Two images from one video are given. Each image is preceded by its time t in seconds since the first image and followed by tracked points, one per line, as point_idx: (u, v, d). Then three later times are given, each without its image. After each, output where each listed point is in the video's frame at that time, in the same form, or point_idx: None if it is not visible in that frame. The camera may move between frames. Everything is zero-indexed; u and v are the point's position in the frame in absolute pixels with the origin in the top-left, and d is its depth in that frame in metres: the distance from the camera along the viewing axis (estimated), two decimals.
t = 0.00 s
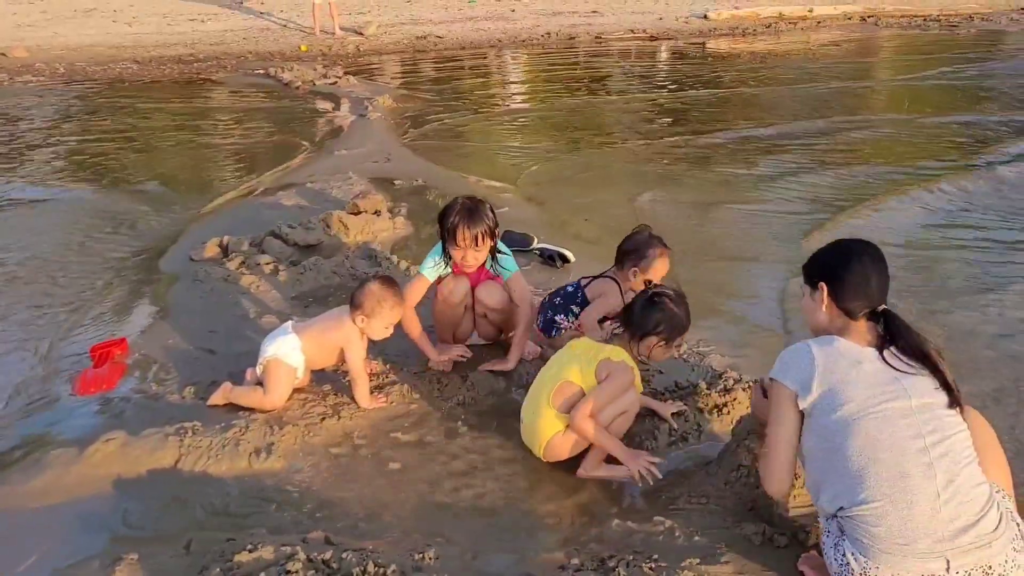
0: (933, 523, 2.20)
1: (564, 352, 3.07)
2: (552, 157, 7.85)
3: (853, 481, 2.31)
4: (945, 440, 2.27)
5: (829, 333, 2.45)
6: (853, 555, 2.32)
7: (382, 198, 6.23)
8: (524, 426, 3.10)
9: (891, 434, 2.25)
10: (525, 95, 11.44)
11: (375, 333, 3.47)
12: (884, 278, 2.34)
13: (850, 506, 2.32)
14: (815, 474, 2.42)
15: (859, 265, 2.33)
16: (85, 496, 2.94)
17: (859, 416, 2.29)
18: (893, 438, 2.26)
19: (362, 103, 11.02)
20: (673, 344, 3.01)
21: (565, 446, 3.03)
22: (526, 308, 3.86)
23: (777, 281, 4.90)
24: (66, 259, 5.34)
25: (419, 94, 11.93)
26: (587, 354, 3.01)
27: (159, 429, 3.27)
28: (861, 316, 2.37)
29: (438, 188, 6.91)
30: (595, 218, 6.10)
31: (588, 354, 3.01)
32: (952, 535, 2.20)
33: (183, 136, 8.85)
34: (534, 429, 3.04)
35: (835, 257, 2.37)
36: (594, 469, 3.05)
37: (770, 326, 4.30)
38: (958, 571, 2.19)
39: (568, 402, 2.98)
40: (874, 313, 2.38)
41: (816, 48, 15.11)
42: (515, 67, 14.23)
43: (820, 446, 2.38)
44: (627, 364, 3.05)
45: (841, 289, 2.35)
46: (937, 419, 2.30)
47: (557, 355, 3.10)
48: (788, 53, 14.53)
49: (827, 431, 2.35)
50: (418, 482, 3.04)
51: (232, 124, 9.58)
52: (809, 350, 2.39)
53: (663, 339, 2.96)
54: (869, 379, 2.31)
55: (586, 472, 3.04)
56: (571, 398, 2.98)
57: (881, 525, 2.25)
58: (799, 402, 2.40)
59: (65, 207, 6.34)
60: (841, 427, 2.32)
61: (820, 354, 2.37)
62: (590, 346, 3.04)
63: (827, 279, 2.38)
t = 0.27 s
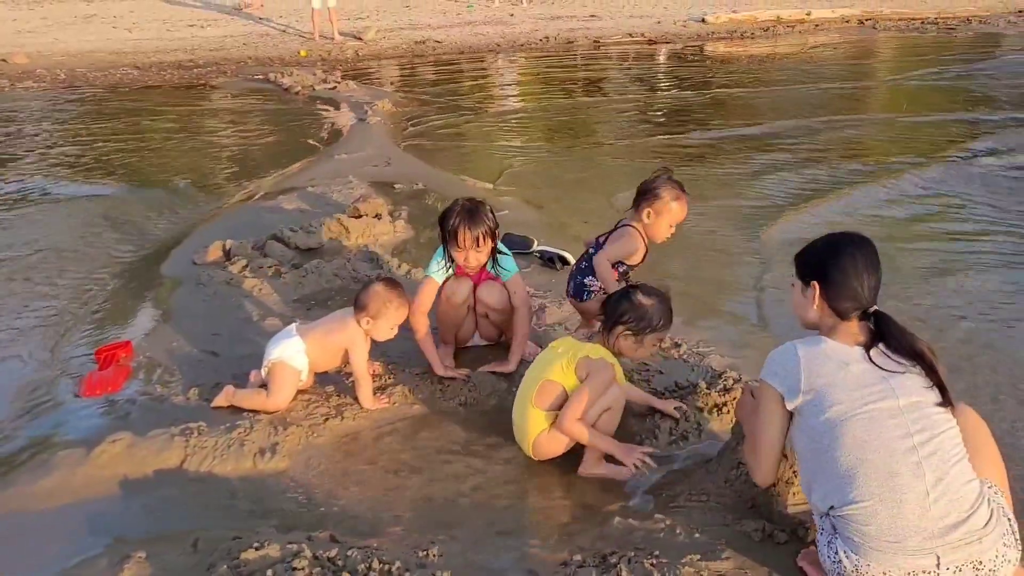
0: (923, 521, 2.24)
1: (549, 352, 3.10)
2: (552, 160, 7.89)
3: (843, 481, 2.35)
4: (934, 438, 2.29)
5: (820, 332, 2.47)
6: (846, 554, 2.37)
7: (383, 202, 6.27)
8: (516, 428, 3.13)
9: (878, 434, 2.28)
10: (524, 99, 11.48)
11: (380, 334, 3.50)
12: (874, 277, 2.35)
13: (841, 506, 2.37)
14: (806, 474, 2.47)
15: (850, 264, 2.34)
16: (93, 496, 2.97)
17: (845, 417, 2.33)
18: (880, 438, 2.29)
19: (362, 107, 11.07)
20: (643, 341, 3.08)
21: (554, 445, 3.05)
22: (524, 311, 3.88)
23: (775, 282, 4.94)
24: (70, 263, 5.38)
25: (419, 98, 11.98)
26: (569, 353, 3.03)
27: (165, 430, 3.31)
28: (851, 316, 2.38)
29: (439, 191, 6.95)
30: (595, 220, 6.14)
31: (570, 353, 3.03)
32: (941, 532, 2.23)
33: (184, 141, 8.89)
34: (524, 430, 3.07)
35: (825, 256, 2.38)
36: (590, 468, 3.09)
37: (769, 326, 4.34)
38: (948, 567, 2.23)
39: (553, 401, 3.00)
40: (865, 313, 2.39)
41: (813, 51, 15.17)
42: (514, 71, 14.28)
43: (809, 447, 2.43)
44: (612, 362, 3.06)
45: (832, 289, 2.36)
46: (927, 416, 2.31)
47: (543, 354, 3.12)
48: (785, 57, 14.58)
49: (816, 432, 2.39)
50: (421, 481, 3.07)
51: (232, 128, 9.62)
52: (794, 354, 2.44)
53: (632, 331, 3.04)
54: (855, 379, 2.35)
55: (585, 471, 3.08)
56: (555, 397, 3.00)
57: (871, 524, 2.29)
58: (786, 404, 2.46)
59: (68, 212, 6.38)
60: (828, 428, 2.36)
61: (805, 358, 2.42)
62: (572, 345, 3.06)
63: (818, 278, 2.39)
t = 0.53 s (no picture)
0: (922, 514, 2.26)
1: (552, 354, 3.11)
2: (550, 162, 7.92)
3: (842, 474, 2.37)
4: (934, 433, 2.32)
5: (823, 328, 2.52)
6: (846, 546, 2.39)
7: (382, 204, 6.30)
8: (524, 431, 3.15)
9: (878, 428, 2.31)
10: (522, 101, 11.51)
11: (383, 334, 3.52)
12: (874, 276, 2.38)
13: (840, 499, 2.38)
14: (806, 469, 2.50)
15: (847, 265, 2.38)
16: (97, 496, 2.99)
17: (845, 411, 2.36)
18: (880, 431, 2.31)
19: (361, 111, 11.09)
20: (642, 340, 3.02)
21: (564, 448, 3.08)
22: (525, 310, 3.95)
23: (774, 282, 4.97)
24: (71, 266, 5.40)
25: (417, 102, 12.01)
26: (573, 356, 3.03)
27: (167, 430, 3.32)
28: (850, 314, 2.43)
29: (438, 193, 6.98)
30: (594, 222, 6.17)
31: (574, 356, 3.03)
32: (941, 524, 2.25)
33: (183, 145, 8.91)
34: (533, 433, 3.09)
35: (824, 255, 2.42)
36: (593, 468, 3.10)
37: (768, 326, 4.36)
38: (948, 560, 2.25)
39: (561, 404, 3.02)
40: (863, 312, 2.43)
41: (810, 54, 15.22)
42: (512, 75, 14.30)
43: (810, 442, 2.45)
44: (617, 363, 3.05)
45: (831, 290, 2.40)
46: (926, 411, 2.34)
47: (546, 357, 3.14)
48: (782, 60, 14.61)
49: (817, 427, 2.41)
50: (423, 480, 3.09)
51: (231, 132, 9.64)
52: (796, 350, 2.47)
53: (629, 330, 2.99)
54: (855, 375, 2.38)
55: (587, 474, 3.08)
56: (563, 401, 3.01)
57: (870, 516, 2.31)
58: (787, 399, 2.49)
59: (68, 215, 6.40)
60: (829, 422, 2.38)
61: (805, 354, 2.44)
62: (576, 347, 3.06)
63: (818, 277, 2.43)
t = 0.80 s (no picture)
0: (978, 486, 2.23)
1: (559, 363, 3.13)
2: (551, 169, 7.95)
3: (895, 447, 2.31)
4: (984, 410, 2.30)
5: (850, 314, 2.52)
6: (898, 520, 2.31)
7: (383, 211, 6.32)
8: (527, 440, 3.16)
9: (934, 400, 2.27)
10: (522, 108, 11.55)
11: (385, 339, 3.54)
12: (898, 255, 2.42)
13: (892, 473, 2.32)
14: (848, 445, 2.43)
15: (872, 244, 2.41)
16: (101, 501, 3.00)
17: (895, 386, 2.32)
18: (933, 405, 2.28)
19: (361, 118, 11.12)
20: (648, 354, 2.97)
21: (556, 455, 3.06)
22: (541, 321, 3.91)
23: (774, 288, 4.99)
24: (74, 273, 5.42)
25: (417, 109, 12.04)
26: (570, 364, 3.04)
27: (171, 436, 3.34)
28: (878, 293, 2.44)
29: (439, 200, 7.00)
30: (595, 228, 6.19)
31: (570, 364, 3.04)
32: (994, 498, 2.23)
33: (184, 153, 8.94)
34: (529, 439, 3.12)
35: (849, 238, 2.46)
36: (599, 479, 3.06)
37: (768, 332, 4.38)
38: (1000, 533, 2.24)
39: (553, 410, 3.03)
40: (891, 290, 2.44)
41: (809, 61, 15.27)
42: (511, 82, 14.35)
43: (856, 417, 2.39)
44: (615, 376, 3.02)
45: (859, 268, 2.43)
46: (974, 388, 2.33)
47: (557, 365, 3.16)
48: (781, 67, 14.65)
49: (863, 402, 2.37)
50: (426, 485, 3.11)
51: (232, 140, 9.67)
52: (837, 325, 2.42)
53: (635, 345, 2.95)
54: (903, 351, 2.34)
55: (587, 481, 3.07)
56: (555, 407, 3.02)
57: (926, 488, 2.25)
58: (831, 374, 2.43)
59: (70, 223, 6.42)
60: (878, 397, 2.33)
61: (849, 328, 2.40)
62: (577, 356, 3.07)
63: (843, 259, 2.46)
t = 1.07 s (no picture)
0: None
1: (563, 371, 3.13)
2: (551, 176, 7.96)
3: (967, 343, 2.21)
4: None
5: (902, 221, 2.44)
6: (969, 421, 2.22)
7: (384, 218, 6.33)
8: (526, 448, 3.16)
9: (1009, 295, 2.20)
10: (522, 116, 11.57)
11: (385, 345, 3.55)
12: (948, 151, 2.34)
13: (963, 372, 2.23)
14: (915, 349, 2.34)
15: (923, 142, 2.33)
16: (104, 508, 3.00)
17: (966, 284, 2.23)
18: (1006, 300, 2.21)
19: (361, 126, 11.14)
20: (653, 367, 2.99)
21: (552, 465, 3.06)
22: (532, 332, 3.92)
23: (774, 295, 4.99)
24: (75, 281, 5.43)
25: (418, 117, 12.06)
26: (573, 374, 3.04)
27: (174, 443, 3.34)
28: (932, 192, 2.36)
29: (439, 207, 7.01)
30: (595, 235, 6.20)
31: (573, 373, 3.04)
32: None
33: (185, 160, 8.95)
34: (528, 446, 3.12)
35: (895, 141, 2.38)
36: (598, 485, 3.08)
37: (768, 339, 4.39)
38: None
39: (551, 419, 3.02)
40: (946, 188, 2.36)
41: (808, 68, 15.31)
42: (511, 90, 14.37)
43: (923, 317, 2.29)
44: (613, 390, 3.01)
45: (910, 168, 2.35)
46: None
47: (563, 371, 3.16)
48: (780, 75, 14.68)
49: (930, 302, 2.27)
50: (428, 491, 3.11)
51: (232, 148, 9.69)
52: (903, 222, 2.30)
53: (640, 359, 2.96)
54: (973, 247, 2.26)
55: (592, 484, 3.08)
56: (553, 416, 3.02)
57: (1003, 384, 2.17)
58: (896, 271, 2.31)
59: (71, 231, 6.43)
60: (949, 294, 2.24)
61: (916, 224, 2.29)
62: (580, 367, 3.07)
63: (891, 160, 2.38)
